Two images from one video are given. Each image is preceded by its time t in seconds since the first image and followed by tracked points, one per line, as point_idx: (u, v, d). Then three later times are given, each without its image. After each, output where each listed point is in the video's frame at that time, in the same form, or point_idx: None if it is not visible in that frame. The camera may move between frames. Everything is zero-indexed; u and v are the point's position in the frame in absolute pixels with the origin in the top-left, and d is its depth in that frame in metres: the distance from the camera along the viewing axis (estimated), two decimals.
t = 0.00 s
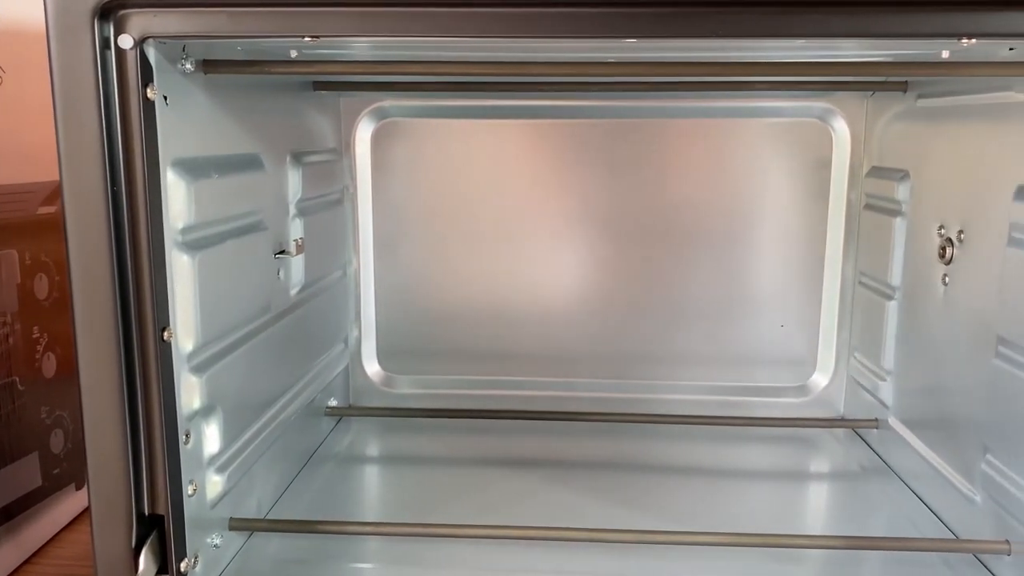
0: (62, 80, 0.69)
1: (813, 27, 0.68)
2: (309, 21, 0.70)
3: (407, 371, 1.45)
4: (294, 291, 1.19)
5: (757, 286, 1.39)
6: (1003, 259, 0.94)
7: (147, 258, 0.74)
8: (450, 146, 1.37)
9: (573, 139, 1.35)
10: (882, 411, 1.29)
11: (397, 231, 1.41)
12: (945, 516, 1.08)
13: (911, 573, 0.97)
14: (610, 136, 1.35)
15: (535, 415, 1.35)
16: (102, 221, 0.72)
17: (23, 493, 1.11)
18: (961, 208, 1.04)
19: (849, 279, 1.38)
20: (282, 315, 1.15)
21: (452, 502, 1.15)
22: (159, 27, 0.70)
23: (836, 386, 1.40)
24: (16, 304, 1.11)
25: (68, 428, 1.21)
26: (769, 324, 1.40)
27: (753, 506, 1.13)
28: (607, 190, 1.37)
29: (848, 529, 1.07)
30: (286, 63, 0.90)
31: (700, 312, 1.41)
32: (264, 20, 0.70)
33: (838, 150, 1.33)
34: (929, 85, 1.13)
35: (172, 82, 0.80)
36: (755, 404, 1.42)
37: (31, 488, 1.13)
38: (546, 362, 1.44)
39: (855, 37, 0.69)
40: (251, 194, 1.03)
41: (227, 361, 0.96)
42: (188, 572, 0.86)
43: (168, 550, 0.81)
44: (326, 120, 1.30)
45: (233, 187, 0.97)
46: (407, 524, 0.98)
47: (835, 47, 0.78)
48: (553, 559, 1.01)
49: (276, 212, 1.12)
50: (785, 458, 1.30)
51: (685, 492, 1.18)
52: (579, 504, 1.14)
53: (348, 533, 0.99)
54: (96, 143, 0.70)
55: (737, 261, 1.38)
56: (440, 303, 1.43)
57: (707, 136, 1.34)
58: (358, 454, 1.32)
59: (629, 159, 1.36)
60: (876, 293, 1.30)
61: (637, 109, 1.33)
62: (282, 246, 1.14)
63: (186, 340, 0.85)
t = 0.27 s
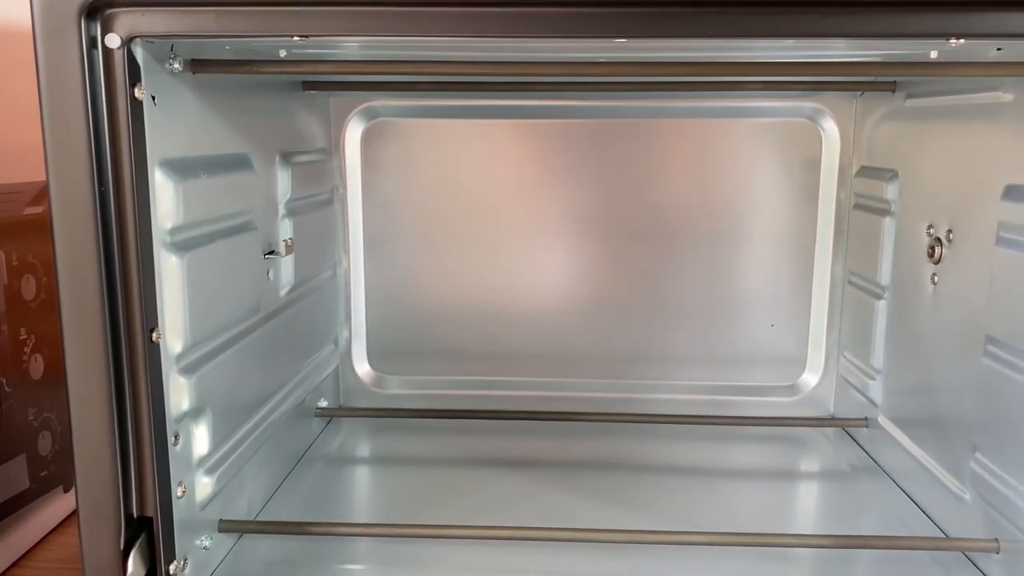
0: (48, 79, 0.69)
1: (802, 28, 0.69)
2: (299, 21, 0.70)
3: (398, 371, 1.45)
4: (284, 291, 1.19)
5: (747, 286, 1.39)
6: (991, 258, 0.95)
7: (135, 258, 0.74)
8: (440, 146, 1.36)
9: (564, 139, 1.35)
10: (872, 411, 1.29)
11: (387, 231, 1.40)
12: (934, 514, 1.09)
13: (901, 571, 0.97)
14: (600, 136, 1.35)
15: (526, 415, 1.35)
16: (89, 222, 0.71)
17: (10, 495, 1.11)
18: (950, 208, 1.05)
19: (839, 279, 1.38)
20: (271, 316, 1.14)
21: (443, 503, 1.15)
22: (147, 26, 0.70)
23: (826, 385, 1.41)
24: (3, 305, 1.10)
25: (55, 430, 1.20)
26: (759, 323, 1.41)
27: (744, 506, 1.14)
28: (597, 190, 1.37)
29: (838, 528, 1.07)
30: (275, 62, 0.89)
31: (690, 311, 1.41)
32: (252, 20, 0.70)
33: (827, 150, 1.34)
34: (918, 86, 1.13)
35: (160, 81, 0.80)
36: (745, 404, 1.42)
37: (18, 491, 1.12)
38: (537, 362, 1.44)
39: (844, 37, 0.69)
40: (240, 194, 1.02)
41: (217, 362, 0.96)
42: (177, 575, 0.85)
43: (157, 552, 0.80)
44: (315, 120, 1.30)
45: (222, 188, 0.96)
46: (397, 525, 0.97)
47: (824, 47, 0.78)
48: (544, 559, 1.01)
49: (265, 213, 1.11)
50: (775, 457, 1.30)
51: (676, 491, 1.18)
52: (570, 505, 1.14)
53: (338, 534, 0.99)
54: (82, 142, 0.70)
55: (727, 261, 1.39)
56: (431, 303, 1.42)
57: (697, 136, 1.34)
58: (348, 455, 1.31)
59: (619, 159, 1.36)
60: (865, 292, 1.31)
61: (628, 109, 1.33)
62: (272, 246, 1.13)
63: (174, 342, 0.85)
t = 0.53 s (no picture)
0: (35, 79, 0.68)
1: (792, 28, 0.69)
2: (288, 20, 0.70)
3: (389, 372, 1.45)
4: (274, 292, 1.18)
5: (738, 285, 1.40)
6: (979, 258, 0.95)
7: (123, 259, 0.73)
8: (430, 147, 1.36)
9: (554, 139, 1.35)
10: (862, 410, 1.30)
11: (378, 231, 1.40)
12: (924, 512, 1.09)
13: (890, 569, 0.98)
14: (591, 136, 1.35)
15: (517, 415, 1.35)
16: (77, 223, 0.70)
17: None
18: (939, 207, 1.05)
19: (828, 278, 1.39)
20: (260, 317, 1.14)
21: (435, 504, 1.15)
22: (134, 26, 0.69)
23: (816, 385, 1.42)
24: None
25: (43, 432, 1.20)
26: (750, 323, 1.41)
27: (734, 505, 1.14)
28: (588, 190, 1.37)
29: (828, 527, 1.07)
30: (264, 62, 0.89)
31: (681, 311, 1.41)
32: (241, 19, 0.70)
33: (817, 150, 1.34)
34: (906, 86, 1.14)
35: (148, 81, 0.79)
36: (736, 403, 1.43)
37: (6, 493, 1.11)
38: (528, 362, 1.44)
39: (834, 37, 0.69)
40: (230, 194, 1.02)
41: (206, 363, 0.95)
42: None
43: (146, 555, 0.79)
44: (305, 120, 1.29)
45: (211, 188, 0.96)
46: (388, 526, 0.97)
47: (814, 47, 0.78)
48: (535, 560, 1.01)
49: (254, 214, 1.11)
50: (765, 456, 1.30)
51: (667, 491, 1.19)
52: (562, 505, 1.14)
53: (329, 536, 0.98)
54: (70, 142, 0.69)
55: (718, 260, 1.39)
56: (421, 304, 1.42)
57: (688, 135, 1.34)
58: (339, 456, 1.31)
59: (610, 159, 1.36)
60: (855, 292, 1.31)
61: (618, 109, 1.33)
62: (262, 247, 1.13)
63: (163, 343, 0.84)
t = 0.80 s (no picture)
0: (21, 78, 0.67)
1: (783, 28, 0.69)
2: (277, 19, 0.69)
3: (379, 372, 1.45)
4: (264, 293, 1.18)
5: (728, 285, 1.40)
6: (968, 257, 0.96)
7: (111, 261, 0.72)
8: (421, 147, 1.36)
9: (545, 139, 1.35)
10: (852, 409, 1.30)
11: (368, 232, 1.39)
12: (914, 511, 1.10)
13: (880, 568, 0.98)
14: (582, 136, 1.35)
15: (509, 415, 1.35)
16: (65, 224, 0.70)
17: None
18: (928, 207, 1.06)
19: (818, 278, 1.39)
20: (250, 318, 1.13)
21: (426, 505, 1.14)
22: (122, 25, 0.69)
23: (806, 384, 1.42)
24: None
25: (30, 434, 1.19)
26: (740, 323, 1.41)
27: (725, 504, 1.14)
28: (579, 190, 1.37)
29: (819, 526, 1.08)
30: (254, 62, 0.88)
31: (671, 311, 1.41)
32: (231, 18, 0.69)
33: (806, 150, 1.35)
34: (896, 86, 1.14)
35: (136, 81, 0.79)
36: (727, 403, 1.43)
37: None
38: (519, 362, 1.43)
39: (825, 38, 0.69)
40: (219, 195, 1.01)
41: (195, 364, 0.95)
42: None
43: (135, 558, 0.79)
44: (294, 120, 1.29)
45: (200, 188, 0.95)
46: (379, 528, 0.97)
47: (804, 47, 0.78)
48: (527, 560, 1.01)
49: (244, 215, 1.10)
50: (756, 456, 1.31)
51: (658, 490, 1.19)
52: (553, 505, 1.14)
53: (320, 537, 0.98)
54: (57, 143, 0.69)
55: (708, 260, 1.39)
56: (412, 305, 1.42)
57: (678, 135, 1.34)
58: (330, 457, 1.30)
59: (601, 159, 1.36)
60: (845, 291, 1.32)
61: (609, 109, 1.33)
62: (251, 248, 1.13)
63: (152, 345, 0.84)
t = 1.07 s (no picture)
0: (7, 78, 0.67)
1: (773, 28, 0.69)
2: (266, 18, 0.69)
3: (370, 373, 1.44)
4: (253, 293, 1.17)
5: (719, 285, 1.40)
6: (957, 257, 0.96)
7: (99, 262, 0.72)
8: (411, 147, 1.35)
9: (536, 139, 1.35)
10: (843, 409, 1.31)
11: (358, 232, 1.39)
12: (903, 510, 1.10)
13: (870, 568, 0.98)
14: (572, 136, 1.35)
15: (500, 416, 1.34)
16: (52, 225, 0.69)
17: None
18: (918, 207, 1.06)
19: (808, 278, 1.40)
20: (239, 319, 1.13)
21: (417, 506, 1.14)
22: (109, 23, 0.68)
23: (796, 384, 1.43)
24: None
25: (17, 436, 1.18)
26: (731, 323, 1.42)
27: (716, 504, 1.14)
28: (570, 191, 1.37)
29: (809, 525, 1.08)
30: (243, 62, 0.88)
31: (662, 310, 1.41)
32: (219, 17, 0.69)
33: (796, 150, 1.35)
34: (885, 86, 1.15)
35: (124, 81, 0.78)
36: (717, 402, 1.43)
37: None
38: (510, 362, 1.43)
39: (814, 38, 0.69)
40: (208, 195, 1.01)
41: (184, 366, 0.94)
42: None
43: (124, 561, 0.78)
44: (284, 120, 1.28)
45: (189, 188, 0.95)
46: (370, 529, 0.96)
47: (793, 47, 0.78)
48: (518, 561, 1.01)
49: (233, 215, 1.09)
50: (747, 456, 1.31)
51: (649, 490, 1.19)
52: (544, 505, 1.14)
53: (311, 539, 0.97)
54: (43, 143, 0.68)
55: (698, 261, 1.39)
56: (402, 305, 1.41)
57: (669, 136, 1.34)
58: (320, 458, 1.30)
59: (591, 159, 1.36)
60: (835, 291, 1.32)
61: (600, 109, 1.33)
62: (240, 248, 1.12)
63: (140, 346, 0.83)
